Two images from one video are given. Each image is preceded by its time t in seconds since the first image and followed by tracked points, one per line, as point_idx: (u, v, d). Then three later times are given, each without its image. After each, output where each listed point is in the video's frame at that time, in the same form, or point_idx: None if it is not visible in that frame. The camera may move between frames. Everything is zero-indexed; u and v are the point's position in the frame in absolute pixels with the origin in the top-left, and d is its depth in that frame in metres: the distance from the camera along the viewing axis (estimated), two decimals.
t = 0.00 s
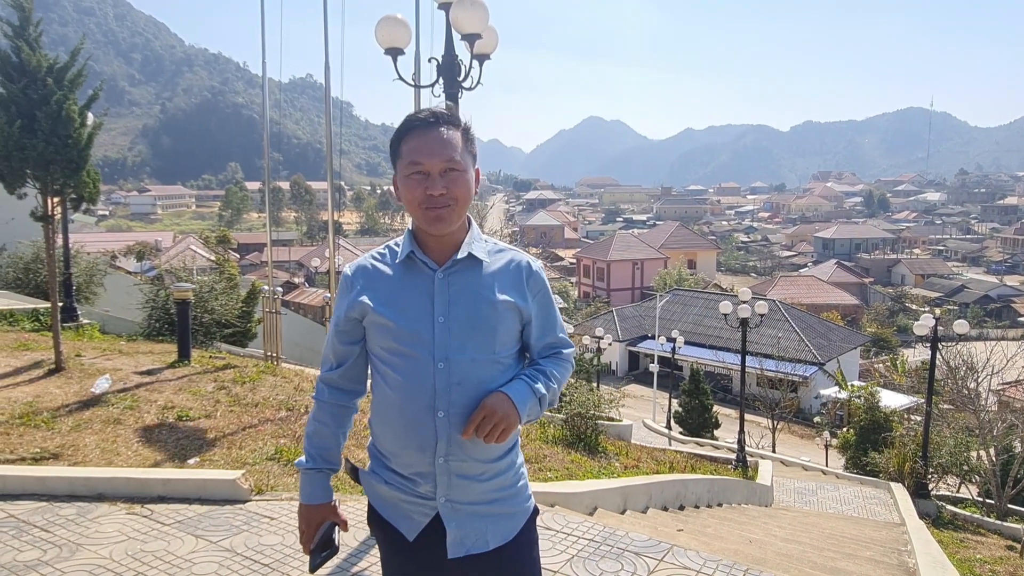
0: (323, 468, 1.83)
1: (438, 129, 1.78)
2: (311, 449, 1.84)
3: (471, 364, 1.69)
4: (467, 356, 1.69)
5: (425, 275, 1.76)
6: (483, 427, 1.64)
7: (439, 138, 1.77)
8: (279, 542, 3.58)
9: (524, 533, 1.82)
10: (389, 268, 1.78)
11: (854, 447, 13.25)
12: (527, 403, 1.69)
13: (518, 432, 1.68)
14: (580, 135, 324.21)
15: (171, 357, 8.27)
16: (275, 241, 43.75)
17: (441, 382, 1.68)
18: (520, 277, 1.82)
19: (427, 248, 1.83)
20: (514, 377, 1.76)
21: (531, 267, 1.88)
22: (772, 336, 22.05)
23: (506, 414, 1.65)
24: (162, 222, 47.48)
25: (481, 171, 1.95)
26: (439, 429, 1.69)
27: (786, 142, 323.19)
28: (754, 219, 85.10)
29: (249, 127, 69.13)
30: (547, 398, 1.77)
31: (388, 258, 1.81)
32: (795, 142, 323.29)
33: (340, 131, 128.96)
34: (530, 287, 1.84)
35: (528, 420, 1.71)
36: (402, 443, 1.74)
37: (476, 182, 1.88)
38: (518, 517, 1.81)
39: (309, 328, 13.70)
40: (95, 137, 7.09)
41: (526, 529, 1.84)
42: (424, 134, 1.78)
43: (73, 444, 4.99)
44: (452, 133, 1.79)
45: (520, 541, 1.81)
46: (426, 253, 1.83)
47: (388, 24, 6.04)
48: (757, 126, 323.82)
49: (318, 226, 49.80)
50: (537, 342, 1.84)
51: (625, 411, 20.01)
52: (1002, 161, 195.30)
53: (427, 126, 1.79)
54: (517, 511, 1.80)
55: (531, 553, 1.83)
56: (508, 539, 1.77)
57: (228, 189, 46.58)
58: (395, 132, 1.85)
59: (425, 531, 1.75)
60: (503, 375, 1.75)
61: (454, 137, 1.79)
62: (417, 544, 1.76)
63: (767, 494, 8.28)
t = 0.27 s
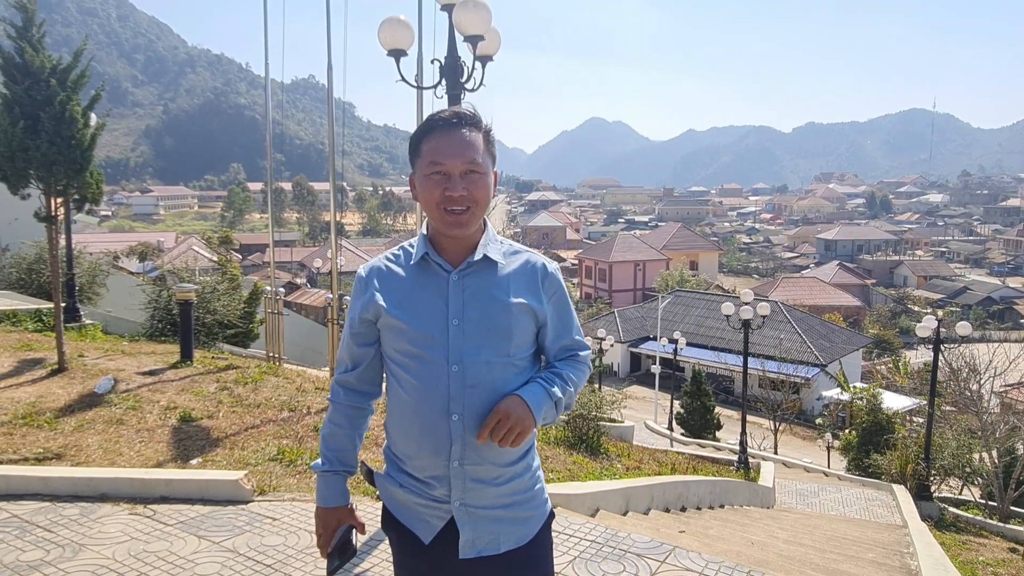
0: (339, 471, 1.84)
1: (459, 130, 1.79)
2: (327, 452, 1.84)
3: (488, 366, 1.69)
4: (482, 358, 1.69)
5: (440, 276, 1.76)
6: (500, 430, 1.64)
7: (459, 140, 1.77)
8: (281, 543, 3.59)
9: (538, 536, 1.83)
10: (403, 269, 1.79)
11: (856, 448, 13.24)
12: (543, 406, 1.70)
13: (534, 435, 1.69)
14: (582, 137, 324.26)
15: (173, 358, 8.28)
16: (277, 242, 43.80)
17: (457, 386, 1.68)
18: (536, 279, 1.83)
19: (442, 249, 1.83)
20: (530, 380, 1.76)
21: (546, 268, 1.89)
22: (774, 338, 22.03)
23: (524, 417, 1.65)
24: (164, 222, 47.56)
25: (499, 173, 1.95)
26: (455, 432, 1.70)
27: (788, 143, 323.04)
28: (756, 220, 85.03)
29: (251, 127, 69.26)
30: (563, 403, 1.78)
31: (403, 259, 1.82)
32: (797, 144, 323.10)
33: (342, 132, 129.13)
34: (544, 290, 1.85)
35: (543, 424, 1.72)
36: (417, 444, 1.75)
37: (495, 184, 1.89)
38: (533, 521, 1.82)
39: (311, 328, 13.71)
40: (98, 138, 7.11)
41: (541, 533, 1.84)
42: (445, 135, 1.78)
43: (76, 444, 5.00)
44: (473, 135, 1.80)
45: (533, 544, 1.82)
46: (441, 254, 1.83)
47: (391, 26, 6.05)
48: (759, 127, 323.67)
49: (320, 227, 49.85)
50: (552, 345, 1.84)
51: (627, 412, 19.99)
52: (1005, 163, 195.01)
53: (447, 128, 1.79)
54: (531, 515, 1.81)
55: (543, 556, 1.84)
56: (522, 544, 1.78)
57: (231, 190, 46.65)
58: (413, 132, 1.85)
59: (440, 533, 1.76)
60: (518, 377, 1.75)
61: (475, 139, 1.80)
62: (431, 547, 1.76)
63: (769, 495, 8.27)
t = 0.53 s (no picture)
0: (345, 470, 1.84)
1: (473, 132, 1.78)
2: (332, 452, 1.84)
3: (491, 368, 1.69)
4: (488, 358, 1.69)
5: (444, 276, 1.76)
6: (504, 433, 1.64)
7: (472, 143, 1.77)
8: (284, 542, 3.60)
9: (542, 537, 1.82)
10: (407, 269, 1.79)
11: (858, 449, 13.22)
12: (548, 408, 1.70)
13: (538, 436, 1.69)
14: (584, 137, 324.29)
15: (176, 358, 8.29)
16: (279, 242, 43.88)
17: (461, 387, 1.68)
18: (540, 278, 1.84)
19: (446, 250, 1.83)
20: (535, 382, 1.76)
21: (551, 269, 1.89)
22: (777, 338, 21.99)
23: (528, 419, 1.66)
24: (166, 222, 47.68)
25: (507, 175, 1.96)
26: (459, 432, 1.70)
27: (790, 144, 322.85)
28: (758, 221, 84.98)
29: (254, 128, 69.43)
30: (567, 404, 1.79)
31: (406, 259, 1.83)
32: (799, 145, 322.88)
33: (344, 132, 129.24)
34: (549, 290, 1.85)
35: (547, 425, 1.73)
36: (420, 447, 1.75)
37: (504, 188, 1.89)
38: (537, 523, 1.82)
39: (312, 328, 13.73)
40: (101, 138, 7.12)
41: (544, 533, 1.84)
42: (459, 137, 1.78)
43: (78, 444, 5.00)
44: (488, 139, 1.81)
45: (537, 544, 1.82)
46: (444, 255, 1.83)
47: (394, 26, 6.06)
48: (761, 128, 323.48)
49: (322, 227, 49.92)
50: (557, 346, 1.85)
51: (629, 412, 19.99)
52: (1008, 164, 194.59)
53: (460, 129, 1.79)
54: (536, 516, 1.80)
55: (547, 556, 1.84)
56: (527, 545, 1.78)
57: (233, 190, 46.74)
58: (424, 133, 1.84)
59: (444, 535, 1.75)
60: (523, 380, 1.75)
61: (489, 143, 1.81)
62: (435, 549, 1.76)
63: (771, 496, 8.26)
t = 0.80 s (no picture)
0: (338, 471, 1.84)
1: (478, 137, 1.79)
2: (326, 452, 1.84)
3: (489, 368, 1.70)
4: (484, 359, 1.69)
5: (441, 277, 1.76)
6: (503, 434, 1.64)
7: (477, 147, 1.78)
8: (286, 543, 3.59)
9: (538, 537, 1.83)
10: (403, 270, 1.79)
11: (861, 450, 13.21)
12: (547, 408, 1.70)
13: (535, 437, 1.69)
14: (586, 138, 324.25)
15: (178, 358, 8.30)
16: (281, 243, 43.93)
17: (458, 388, 1.68)
18: (536, 280, 1.84)
19: (443, 253, 1.83)
20: (532, 383, 1.77)
21: (547, 271, 1.90)
22: (779, 338, 21.97)
23: (527, 421, 1.66)
24: (169, 223, 47.76)
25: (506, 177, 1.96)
26: (455, 433, 1.70)
27: (792, 144, 322.57)
28: (760, 221, 84.91)
29: (256, 129, 69.52)
30: (565, 404, 1.78)
31: (403, 261, 1.82)
32: (801, 145, 322.62)
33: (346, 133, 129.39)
34: (546, 293, 1.86)
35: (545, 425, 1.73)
36: (417, 448, 1.75)
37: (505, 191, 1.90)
38: (533, 523, 1.82)
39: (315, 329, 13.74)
40: (104, 138, 7.14)
41: (541, 532, 1.84)
42: (462, 141, 1.78)
43: (81, 444, 5.02)
44: (491, 143, 1.81)
45: (533, 544, 1.82)
46: (442, 256, 1.82)
47: (396, 27, 6.06)
48: (763, 128, 323.20)
49: (324, 228, 49.96)
50: (554, 347, 1.85)
51: (631, 413, 19.98)
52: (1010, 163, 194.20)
53: (464, 134, 1.79)
54: (532, 515, 1.80)
55: (544, 556, 1.84)
56: (522, 545, 1.78)
57: (235, 191, 46.79)
58: (427, 134, 1.84)
59: (439, 536, 1.75)
60: (519, 379, 1.76)
61: (492, 147, 1.81)
62: (430, 548, 1.76)
63: (773, 496, 8.25)
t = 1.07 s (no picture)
0: (333, 472, 1.84)
1: (480, 142, 1.79)
2: (321, 453, 1.84)
3: (487, 367, 1.69)
4: (481, 358, 1.70)
5: (438, 277, 1.77)
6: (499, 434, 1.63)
7: (476, 151, 1.78)
8: (290, 544, 3.60)
9: (537, 536, 1.82)
10: (401, 271, 1.79)
11: (865, 451, 13.17)
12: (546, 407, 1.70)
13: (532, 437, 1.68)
14: (588, 138, 324.18)
15: (182, 359, 8.32)
16: (284, 243, 44.01)
17: (456, 388, 1.68)
18: (533, 282, 1.85)
19: (442, 254, 1.83)
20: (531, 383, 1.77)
21: (546, 274, 1.90)
22: (782, 339, 21.93)
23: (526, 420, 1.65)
24: (172, 223, 47.87)
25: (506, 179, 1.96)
26: (453, 433, 1.70)
27: (795, 145, 322.03)
28: (764, 222, 84.79)
29: (259, 130, 69.66)
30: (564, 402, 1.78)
31: (400, 261, 1.82)
32: (804, 145, 322.08)
33: (350, 134, 129.64)
34: (544, 293, 1.86)
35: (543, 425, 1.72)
36: (415, 446, 1.75)
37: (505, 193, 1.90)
38: (532, 522, 1.81)
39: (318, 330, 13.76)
40: (108, 140, 7.15)
41: (539, 532, 1.84)
42: (463, 145, 1.78)
43: (85, 444, 5.03)
44: (492, 146, 1.81)
45: (532, 544, 1.81)
46: (440, 258, 1.82)
47: (400, 28, 6.07)
48: (766, 129, 322.80)
49: (328, 228, 50.03)
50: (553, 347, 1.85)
51: (635, 414, 19.96)
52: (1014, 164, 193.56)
53: (463, 137, 1.79)
54: (530, 515, 1.80)
55: (543, 558, 1.83)
56: (521, 544, 1.77)
57: (238, 192, 46.88)
58: (425, 137, 1.83)
59: (437, 535, 1.75)
60: (517, 380, 1.76)
61: (493, 150, 1.81)
62: (428, 548, 1.76)
63: (777, 498, 8.23)
